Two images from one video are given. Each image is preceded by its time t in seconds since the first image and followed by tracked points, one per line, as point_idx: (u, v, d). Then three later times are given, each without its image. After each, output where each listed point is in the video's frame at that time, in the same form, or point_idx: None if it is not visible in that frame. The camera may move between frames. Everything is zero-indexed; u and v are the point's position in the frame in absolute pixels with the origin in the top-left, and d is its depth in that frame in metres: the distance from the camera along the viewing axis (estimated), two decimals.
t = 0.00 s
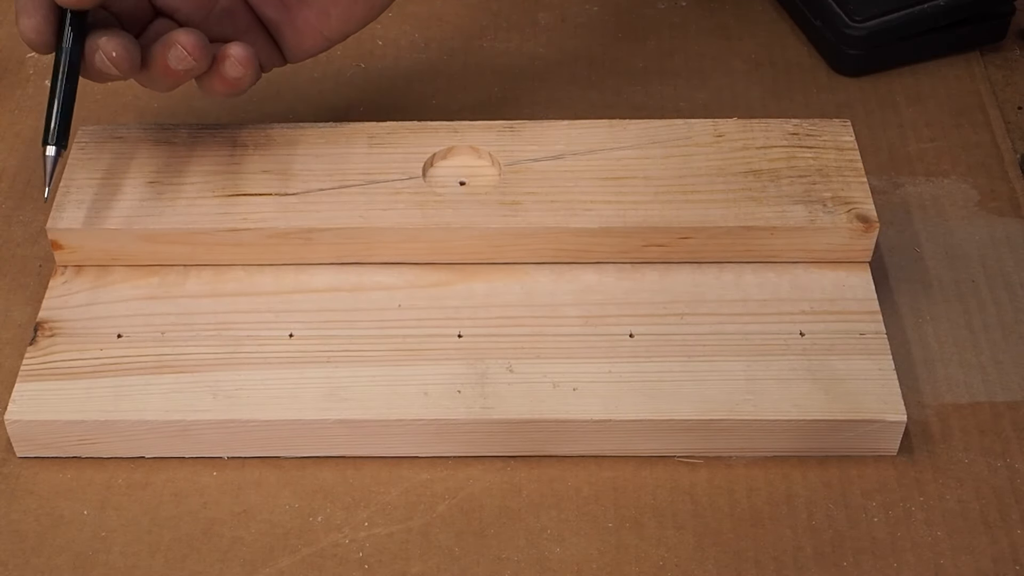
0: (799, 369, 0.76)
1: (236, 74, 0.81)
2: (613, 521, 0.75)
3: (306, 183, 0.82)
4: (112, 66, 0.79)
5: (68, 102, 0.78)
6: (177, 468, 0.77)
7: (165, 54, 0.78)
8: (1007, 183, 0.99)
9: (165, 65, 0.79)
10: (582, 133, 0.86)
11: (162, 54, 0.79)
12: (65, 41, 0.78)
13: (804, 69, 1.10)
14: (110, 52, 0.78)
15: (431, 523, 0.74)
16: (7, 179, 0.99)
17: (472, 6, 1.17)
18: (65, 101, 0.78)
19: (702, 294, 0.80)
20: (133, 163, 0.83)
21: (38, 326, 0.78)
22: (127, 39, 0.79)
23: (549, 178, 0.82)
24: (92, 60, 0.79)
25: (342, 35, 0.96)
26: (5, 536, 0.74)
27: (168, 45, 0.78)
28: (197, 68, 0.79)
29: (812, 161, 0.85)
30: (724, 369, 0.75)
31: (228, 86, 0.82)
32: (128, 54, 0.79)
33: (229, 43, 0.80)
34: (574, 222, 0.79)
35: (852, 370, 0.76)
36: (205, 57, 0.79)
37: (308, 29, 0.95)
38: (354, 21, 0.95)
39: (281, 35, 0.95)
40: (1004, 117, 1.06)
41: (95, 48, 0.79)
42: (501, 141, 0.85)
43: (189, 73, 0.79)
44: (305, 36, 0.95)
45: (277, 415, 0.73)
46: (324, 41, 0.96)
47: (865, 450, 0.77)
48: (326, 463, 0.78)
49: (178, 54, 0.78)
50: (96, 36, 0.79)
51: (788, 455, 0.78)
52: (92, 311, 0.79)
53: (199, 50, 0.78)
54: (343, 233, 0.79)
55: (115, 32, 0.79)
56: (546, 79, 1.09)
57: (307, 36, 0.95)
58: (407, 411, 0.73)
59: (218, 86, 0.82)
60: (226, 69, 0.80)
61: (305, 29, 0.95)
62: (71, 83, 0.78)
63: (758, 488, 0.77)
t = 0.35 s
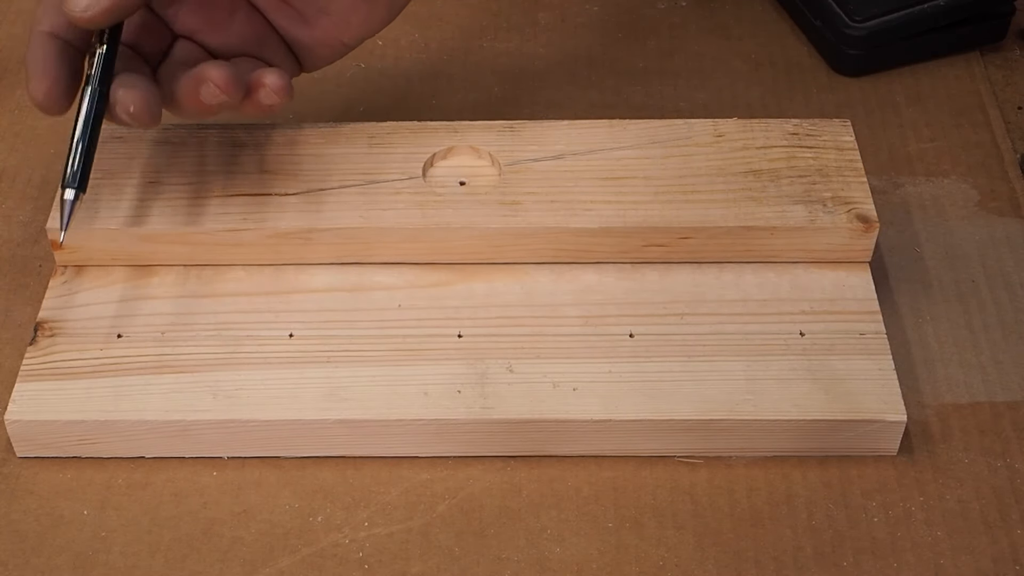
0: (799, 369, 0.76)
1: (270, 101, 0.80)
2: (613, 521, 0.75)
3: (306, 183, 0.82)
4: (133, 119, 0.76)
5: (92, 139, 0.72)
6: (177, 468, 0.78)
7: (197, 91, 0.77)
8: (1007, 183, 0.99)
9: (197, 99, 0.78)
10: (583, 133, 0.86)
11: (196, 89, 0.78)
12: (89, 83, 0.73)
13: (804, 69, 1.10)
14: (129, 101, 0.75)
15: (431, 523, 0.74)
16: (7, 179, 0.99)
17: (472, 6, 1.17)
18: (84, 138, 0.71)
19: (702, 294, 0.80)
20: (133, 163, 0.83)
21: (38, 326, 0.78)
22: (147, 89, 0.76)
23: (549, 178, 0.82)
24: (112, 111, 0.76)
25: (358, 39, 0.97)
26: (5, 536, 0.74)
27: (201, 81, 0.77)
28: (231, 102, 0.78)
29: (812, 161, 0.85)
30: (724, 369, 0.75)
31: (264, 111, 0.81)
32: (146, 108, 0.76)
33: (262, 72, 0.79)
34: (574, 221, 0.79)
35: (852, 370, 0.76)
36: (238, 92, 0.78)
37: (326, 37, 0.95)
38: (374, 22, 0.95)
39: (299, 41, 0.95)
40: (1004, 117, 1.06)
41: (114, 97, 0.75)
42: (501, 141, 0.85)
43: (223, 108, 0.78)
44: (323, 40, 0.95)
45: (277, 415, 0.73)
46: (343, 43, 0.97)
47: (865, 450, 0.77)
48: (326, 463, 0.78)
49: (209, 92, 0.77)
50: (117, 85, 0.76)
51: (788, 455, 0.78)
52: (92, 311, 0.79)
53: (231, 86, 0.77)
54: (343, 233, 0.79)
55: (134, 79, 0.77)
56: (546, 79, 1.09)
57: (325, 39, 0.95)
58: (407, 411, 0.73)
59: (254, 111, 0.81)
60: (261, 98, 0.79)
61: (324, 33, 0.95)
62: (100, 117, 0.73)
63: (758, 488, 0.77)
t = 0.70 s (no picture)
0: (799, 369, 0.76)
1: (285, 129, 0.79)
2: (613, 521, 0.75)
3: (306, 183, 0.82)
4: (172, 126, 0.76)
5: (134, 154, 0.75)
6: (177, 468, 0.78)
7: (217, 110, 0.76)
8: (1007, 183, 0.99)
9: (214, 123, 0.77)
10: (583, 133, 0.86)
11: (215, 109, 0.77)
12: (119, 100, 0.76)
13: (804, 69, 1.10)
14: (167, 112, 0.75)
15: (431, 523, 0.74)
16: (7, 179, 0.99)
17: (472, 6, 1.17)
18: (127, 155, 0.75)
19: (702, 293, 0.80)
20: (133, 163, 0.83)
21: (38, 326, 0.78)
22: (182, 99, 0.76)
23: (549, 178, 0.82)
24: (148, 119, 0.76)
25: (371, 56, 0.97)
26: (5, 536, 0.74)
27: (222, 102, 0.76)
28: (250, 124, 0.77)
29: (812, 161, 0.85)
30: (724, 369, 0.75)
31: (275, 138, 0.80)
32: (190, 113, 0.76)
33: (278, 99, 0.78)
34: (574, 222, 0.79)
35: (852, 370, 0.76)
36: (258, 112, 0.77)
37: (337, 53, 0.95)
38: (385, 39, 0.95)
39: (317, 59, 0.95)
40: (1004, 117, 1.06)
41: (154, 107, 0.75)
42: (501, 141, 0.85)
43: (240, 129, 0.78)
44: (337, 59, 0.95)
45: (277, 415, 0.73)
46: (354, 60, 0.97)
47: (865, 450, 0.77)
48: (326, 463, 0.78)
49: (230, 112, 0.76)
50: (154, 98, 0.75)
51: (788, 455, 0.78)
52: (93, 311, 0.79)
53: (254, 105, 0.76)
54: (343, 233, 0.79)
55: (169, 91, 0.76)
56: (546, 79, 1.09)
57: (338, 57, 0.95)
58: (407, 411, 0.73)
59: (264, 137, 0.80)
60: (276, 125, 0.79)
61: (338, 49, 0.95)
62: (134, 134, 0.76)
63: (759, 488, 0.77)
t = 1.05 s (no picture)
0: (799, 369, 0.76)
1: (252, 71, 0.80)
2: (613, 521, 0.75)
3: (306, 183, 0.82)
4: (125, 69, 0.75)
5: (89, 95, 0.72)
6: (177, 468, 0.78)
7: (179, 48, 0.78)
8: (1007, 183, 0.99)
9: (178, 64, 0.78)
10: (583, 133, 0.86)
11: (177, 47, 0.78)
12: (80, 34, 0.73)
13: (804, 69, 1.10)
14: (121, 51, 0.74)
15: (431, 523, 0.74)
16: (7, 179, 0.99)
17: (472, 6, 1.17)
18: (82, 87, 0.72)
19: (702, 294, 0.80)
20: (133, 163, 0.83)
21: (38, 327, 0.78)
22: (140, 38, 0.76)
23: (549, 178, 0.82)
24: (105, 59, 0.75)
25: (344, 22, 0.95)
26: (5, 536, 0.74)
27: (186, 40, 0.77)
28: (212, 66, 0.78)
29: (812, 161, 0.85)
30: (724, 369, 0.75)
31: (240, 83, 0.82)
32: (144, 62, 0.76)
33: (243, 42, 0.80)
34: (574, 222, 0.79)
35: (852, 371, 0.76)
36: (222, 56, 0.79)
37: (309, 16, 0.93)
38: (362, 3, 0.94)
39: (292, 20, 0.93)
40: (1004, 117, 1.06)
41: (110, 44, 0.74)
42: (501, 141, 0.85)
43: (203, 70, 0.79)
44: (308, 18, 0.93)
45: (277, 416, 0.73)
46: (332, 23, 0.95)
47: (864, 450, 0.77)
48: (326, 464, 0.78)
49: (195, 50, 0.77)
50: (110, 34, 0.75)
51: (788, 455, 0.78)
52: (92, 311, 0.79)
53: (217, 46, 0.78)
54: (343, 233, 0.79)
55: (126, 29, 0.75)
56: (546, 79, 1.09)
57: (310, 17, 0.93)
58: (407, 411, 0.73)
59: (229, 83, 0.81)
60: (243, 66, 0.80)
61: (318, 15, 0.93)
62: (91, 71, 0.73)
63: (759, 489, 0.77)
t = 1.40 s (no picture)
0: (799, 369, 0.76)
1: (324, 107, 0.82)
2: (612, 521, 0.75)
3: (306, 183, 0.82)
4: (211, 92, 0.78)
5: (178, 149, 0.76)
6: (177, 468, 0.78)
7: (257, 80, 0.79)
8: (1007, 183, 0.99)
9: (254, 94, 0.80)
10: (582, 133, 0.86)
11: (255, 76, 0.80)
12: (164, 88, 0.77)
13: (804, 69, 1.10)
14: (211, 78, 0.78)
15: (431, 523, 0.74)
16: (7, 179, 0.99)
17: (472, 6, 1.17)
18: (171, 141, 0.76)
19: (702, 293, 0.80)
20: (132, 162, 0.83)
21: (38, 326, 0.78)
22: (225, 67, 0.79)
23: (549, 178, 0.82)
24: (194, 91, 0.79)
25: (402, 52, 0.99)
26: (6, 536, 0.74)
27: (263, 71, 0.79)
28: (289, 96, 0.80)
29: (812, 161, 0.85)
30: (724, 369, 0.75)
31: (312, 114, 0.84)
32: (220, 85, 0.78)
33: (318, 76, 0.81)
34: (574, 222, 0.79)
35: (852, 371, 0.76)
36: (298, 89, 0.80)
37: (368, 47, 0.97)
38: (419, 35, 0.98)
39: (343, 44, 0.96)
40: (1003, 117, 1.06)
41: (195, 76, 0.78)
42: (501, 141, 0.85)
43: (281, 101, 0.81)
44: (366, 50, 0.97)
45: (277, 416, 0.73)
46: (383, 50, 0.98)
47: (864, 450, 0.77)
48: (326, 464, 0.78)
49: (273, 83, 0.79)
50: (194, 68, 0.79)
51: (788, 454, 0.78)
52: (93, 311, 0.79)
53: (295, 78, 0.79)
54: (342, 233, 0.79)
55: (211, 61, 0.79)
56: (546, 79, 1.09)
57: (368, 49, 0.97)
58: (407, 411, 0.73)
59: (303, 112, 0.83)
60: (316, 101, 0.81)
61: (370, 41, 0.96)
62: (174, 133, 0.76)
63: (759, 489, 0.77)
